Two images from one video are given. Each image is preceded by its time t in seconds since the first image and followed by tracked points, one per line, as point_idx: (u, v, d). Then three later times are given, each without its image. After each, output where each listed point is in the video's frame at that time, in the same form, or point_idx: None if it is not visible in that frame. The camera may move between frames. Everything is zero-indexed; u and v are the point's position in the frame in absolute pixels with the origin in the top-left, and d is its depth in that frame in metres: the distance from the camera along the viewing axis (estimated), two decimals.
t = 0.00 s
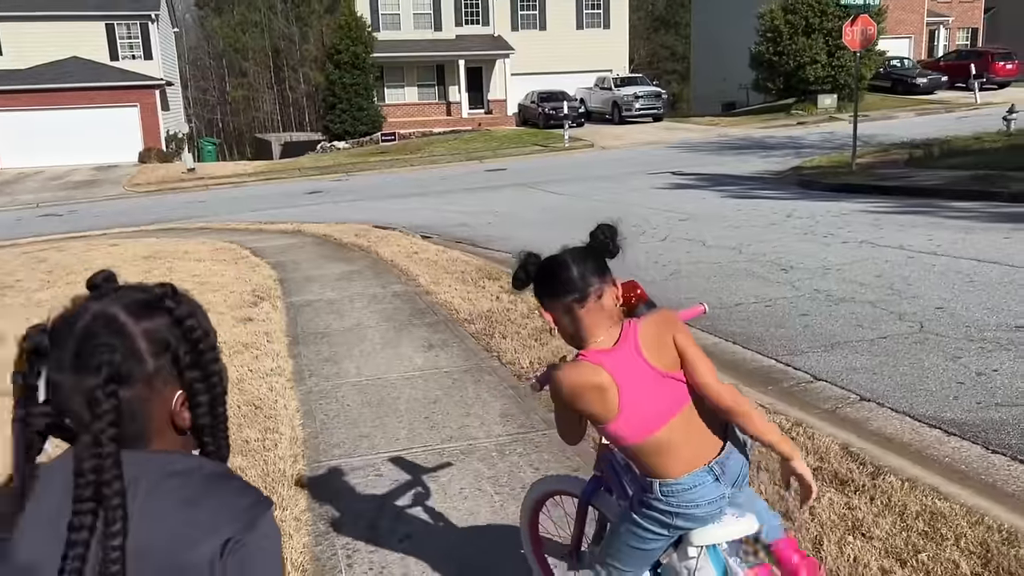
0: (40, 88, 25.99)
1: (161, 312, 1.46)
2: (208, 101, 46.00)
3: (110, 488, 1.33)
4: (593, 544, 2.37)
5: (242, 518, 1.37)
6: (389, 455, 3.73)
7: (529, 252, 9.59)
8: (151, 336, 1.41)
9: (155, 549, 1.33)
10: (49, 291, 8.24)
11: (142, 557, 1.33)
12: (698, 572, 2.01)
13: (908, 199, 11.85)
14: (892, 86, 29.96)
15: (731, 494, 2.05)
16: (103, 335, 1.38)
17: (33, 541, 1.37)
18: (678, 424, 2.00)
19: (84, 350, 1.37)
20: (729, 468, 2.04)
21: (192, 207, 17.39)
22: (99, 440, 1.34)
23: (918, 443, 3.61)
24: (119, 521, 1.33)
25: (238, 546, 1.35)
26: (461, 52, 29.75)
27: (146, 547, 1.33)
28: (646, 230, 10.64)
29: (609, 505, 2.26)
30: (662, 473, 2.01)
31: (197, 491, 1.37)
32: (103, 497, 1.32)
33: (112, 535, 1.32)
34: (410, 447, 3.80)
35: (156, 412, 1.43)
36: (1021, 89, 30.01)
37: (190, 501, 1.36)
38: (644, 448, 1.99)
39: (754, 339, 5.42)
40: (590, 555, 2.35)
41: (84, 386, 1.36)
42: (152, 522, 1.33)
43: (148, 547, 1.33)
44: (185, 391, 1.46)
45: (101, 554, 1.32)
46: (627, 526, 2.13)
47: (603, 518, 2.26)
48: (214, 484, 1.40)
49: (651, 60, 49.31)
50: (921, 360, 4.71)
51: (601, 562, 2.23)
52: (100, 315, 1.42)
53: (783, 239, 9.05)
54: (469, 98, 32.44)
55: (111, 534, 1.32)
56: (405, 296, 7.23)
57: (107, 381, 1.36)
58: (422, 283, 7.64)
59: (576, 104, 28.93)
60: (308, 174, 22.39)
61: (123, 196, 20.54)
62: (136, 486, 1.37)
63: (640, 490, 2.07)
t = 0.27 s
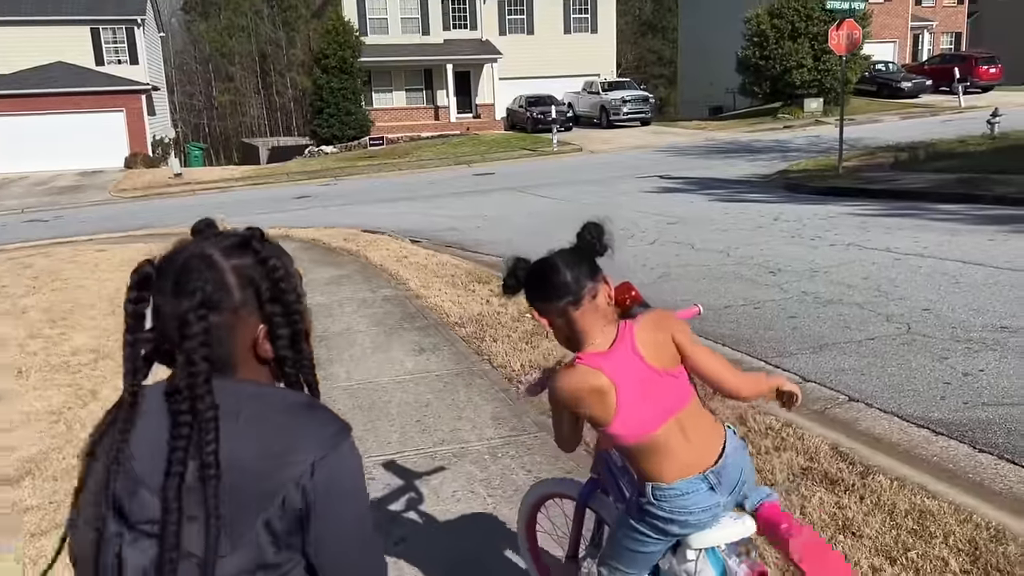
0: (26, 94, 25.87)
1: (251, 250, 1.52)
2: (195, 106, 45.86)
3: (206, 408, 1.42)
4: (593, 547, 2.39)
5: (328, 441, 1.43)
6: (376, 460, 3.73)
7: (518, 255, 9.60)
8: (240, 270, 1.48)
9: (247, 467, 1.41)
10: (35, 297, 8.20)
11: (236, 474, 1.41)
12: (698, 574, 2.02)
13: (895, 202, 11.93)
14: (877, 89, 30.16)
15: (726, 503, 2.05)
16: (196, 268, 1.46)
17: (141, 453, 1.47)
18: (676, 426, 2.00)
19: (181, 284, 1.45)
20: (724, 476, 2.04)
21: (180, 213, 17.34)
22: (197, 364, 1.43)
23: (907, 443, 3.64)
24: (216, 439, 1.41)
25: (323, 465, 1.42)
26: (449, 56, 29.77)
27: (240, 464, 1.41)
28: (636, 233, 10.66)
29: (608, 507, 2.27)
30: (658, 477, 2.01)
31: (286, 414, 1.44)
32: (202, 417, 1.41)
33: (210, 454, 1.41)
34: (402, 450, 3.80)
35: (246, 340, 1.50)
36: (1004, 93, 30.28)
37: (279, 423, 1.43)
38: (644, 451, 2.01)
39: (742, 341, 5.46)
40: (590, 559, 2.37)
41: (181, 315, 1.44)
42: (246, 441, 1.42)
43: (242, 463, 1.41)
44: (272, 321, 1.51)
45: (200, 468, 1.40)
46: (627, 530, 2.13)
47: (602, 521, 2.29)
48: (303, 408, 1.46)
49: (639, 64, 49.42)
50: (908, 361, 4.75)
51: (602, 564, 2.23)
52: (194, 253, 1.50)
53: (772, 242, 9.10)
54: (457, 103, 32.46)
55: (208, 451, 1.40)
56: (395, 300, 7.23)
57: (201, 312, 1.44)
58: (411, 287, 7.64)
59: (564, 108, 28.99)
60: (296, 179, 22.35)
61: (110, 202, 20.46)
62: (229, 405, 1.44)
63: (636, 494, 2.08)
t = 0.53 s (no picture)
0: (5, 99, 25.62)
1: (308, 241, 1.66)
2: (178, 111, 45.54)
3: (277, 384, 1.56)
4: (573, 555, 2.38)
5: (386, 404, 1.55)
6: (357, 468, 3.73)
7: (503, 261, 9.59)
8: (299, 258, 1.61)
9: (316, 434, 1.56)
10: (15, 304, 8.10)
11: (306, 441, 1.56)
12: None
13: (877, 206, 12.01)
14: (859, 94, 30.33)
15: (705, 521, 2.03)
16: (258, 261, 1.60)
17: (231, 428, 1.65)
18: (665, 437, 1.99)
19: (247, 276, 1.60)
20: (706, 495, 2.02)
21: (162, 219, 17.22)
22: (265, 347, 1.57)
23: (888, 445, 3.66)
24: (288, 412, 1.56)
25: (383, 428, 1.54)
26: (433, 61, 29.74)
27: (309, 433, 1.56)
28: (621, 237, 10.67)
29: (587, 515, 2.27)
30: (639, 484, 2.01)
31: (349, 385, 1.57)
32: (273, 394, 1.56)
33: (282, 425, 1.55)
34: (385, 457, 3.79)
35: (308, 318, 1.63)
36: (984, 97, 30.51)
37: (344, 391, 1.57)
38: (632, 458, 2.00)
39: (726, 345, 5.47)
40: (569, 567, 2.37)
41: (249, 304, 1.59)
42: (313, 411, 1.56)
43: (312, 430, 1.55)
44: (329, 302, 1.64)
45: (273, 439, 1.55)
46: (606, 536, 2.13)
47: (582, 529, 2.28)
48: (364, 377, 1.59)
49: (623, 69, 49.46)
50: (890, 364, 4.78)
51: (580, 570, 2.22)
52: (258, 247, 1.65)
53: (755, 246, 9.13)
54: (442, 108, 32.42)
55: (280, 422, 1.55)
56: (378, 306, 7.20)
57: (267, 298, 1.58)
58: (394, 293, 7.61)
59: (549, 113, 29.01)
60: (280, 184, 22.24)
61: (91, 208, 20.29)
62: (298, 380, 1.58)
63: (613, 499, 2.08)
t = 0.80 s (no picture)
0: None
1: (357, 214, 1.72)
2: (159, 117, 45.22)
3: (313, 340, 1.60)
4: (542, 570, 2.36)
5: (414, 367, 1.58)
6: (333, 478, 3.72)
7: (484, 267, 9.56)
8: (344, 223, 1.65)
9: (349, 393, 1.58)
10: None
11: (334, 400, 1.59)
12: None
13: (857, 210, 12.08)
14: (840, 99, 30.51)
15: (676, 540, 2.03)
16: (306, 221, 1.65)
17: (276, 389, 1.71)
18: (652, 459, 1.98)
19: (289, 233, 1.64)
20: (678, 512, 2.02)
21: (142, 226, 17.07)
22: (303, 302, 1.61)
23: (864, 453, 3.66)
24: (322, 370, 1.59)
25: (413, 393, 1.55)
26: (416, 67, 29.71)
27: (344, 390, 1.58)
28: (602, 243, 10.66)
29: (558, 529, 2.26)
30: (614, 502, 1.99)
31: (378, 351, 1.60)
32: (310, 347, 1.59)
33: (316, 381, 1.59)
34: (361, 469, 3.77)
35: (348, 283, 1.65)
36: (964, 102, 30.73)
37: (378, 354, 1.59)
38: (617, 474, 1.97)
39: (704, 352, 5.46)
40: None
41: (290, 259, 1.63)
42: (347, 370, 1.59)
43: (348, 389, 1.58)
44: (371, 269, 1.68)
45: (300, 394, 1.58)
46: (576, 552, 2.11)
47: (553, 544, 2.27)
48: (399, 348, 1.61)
49: (606, 74, 49.50)
50: (867, 371, 4.78)
51: None
52: (304, 212, 1.69)
53: (736, 251, 9.14)
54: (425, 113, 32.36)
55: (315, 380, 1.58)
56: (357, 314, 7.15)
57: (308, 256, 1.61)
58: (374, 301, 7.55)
59: (532, 119, 29.02)
60: (261, 191, 22.11)
61: (71, 215, 20.09)
62: (337, 341, 1.62)
63: (586, 515, 2.06)
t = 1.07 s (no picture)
0: None
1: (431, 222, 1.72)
2: (143, 122, 44.91)
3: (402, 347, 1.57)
4: None
5: (490, 374, 1.60)
6: (310, 492, 3.70)
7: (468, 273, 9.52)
8: (423, 229, 1.66)
9: (438, 401, 1.58)
10: None
11: (422, 407, 1.58)
12: None
13: (841, 215, 12.11)
14: (824, 103, 30.64)
15: (658, 560, 2.05)
16: (390, 223, 1.61)
17: (347, 397, 1.67)
18: (644, 480, 2.00)
19: (371, 235, 1.61)
20: (662, 532, 2.05)
21: (125, 232, 16.93)
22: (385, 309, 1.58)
23: (844, 462, 3.64)
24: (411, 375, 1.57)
25: (502, 401, 1.57)
26: (401, 72, 29.66)
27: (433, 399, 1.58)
28: (587, 249, 10.64)
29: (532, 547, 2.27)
30: (600, 527, 2.00)
31: (457, 361, 1.60)
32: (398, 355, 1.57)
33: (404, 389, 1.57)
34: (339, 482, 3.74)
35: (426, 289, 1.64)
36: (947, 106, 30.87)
37: (463, 365, 1.60)
38: (605, 494, 1.97)
39: (686, 359, 5.45)
40: None
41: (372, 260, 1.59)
42: (434, 378, 1.58)
43: (436, 398, 1.58)
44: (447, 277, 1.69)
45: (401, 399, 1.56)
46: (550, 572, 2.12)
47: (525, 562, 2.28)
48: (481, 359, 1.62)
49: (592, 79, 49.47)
50: (848, 378, 4.77)
51: None
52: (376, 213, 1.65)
53: (720, 257, 9.14)
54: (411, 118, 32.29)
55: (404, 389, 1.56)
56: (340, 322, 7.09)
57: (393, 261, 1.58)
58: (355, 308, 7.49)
59: (518, 124, 28.99)
60: (246, 197, 22.00)
61: (53, 222, 19.92)
62: (422, 348, 1.61)
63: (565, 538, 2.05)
